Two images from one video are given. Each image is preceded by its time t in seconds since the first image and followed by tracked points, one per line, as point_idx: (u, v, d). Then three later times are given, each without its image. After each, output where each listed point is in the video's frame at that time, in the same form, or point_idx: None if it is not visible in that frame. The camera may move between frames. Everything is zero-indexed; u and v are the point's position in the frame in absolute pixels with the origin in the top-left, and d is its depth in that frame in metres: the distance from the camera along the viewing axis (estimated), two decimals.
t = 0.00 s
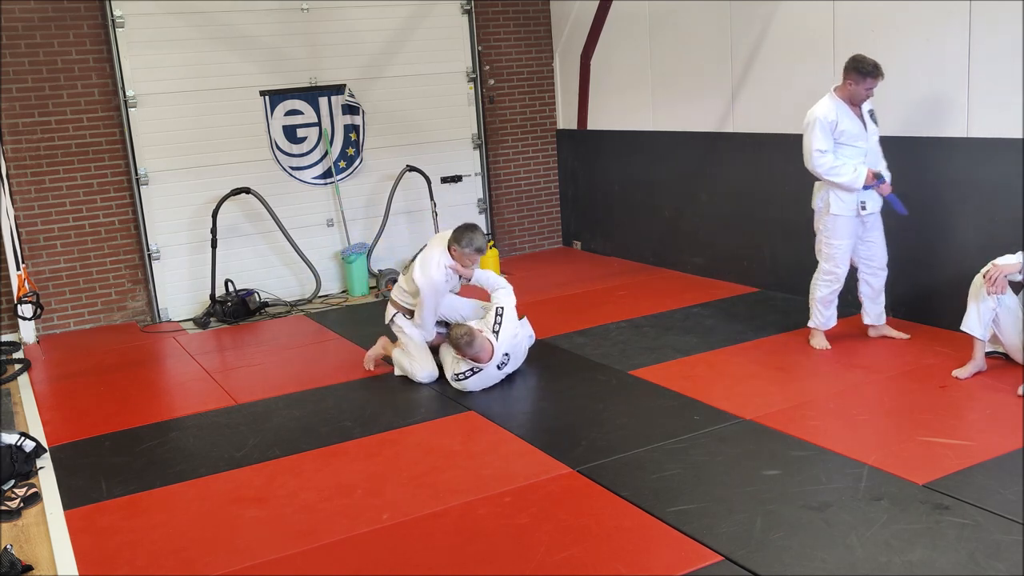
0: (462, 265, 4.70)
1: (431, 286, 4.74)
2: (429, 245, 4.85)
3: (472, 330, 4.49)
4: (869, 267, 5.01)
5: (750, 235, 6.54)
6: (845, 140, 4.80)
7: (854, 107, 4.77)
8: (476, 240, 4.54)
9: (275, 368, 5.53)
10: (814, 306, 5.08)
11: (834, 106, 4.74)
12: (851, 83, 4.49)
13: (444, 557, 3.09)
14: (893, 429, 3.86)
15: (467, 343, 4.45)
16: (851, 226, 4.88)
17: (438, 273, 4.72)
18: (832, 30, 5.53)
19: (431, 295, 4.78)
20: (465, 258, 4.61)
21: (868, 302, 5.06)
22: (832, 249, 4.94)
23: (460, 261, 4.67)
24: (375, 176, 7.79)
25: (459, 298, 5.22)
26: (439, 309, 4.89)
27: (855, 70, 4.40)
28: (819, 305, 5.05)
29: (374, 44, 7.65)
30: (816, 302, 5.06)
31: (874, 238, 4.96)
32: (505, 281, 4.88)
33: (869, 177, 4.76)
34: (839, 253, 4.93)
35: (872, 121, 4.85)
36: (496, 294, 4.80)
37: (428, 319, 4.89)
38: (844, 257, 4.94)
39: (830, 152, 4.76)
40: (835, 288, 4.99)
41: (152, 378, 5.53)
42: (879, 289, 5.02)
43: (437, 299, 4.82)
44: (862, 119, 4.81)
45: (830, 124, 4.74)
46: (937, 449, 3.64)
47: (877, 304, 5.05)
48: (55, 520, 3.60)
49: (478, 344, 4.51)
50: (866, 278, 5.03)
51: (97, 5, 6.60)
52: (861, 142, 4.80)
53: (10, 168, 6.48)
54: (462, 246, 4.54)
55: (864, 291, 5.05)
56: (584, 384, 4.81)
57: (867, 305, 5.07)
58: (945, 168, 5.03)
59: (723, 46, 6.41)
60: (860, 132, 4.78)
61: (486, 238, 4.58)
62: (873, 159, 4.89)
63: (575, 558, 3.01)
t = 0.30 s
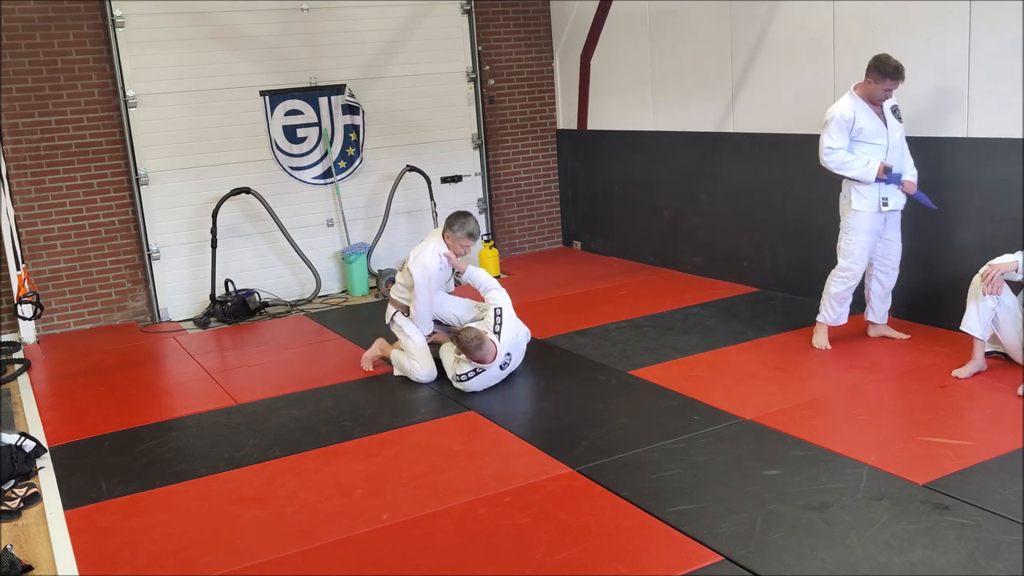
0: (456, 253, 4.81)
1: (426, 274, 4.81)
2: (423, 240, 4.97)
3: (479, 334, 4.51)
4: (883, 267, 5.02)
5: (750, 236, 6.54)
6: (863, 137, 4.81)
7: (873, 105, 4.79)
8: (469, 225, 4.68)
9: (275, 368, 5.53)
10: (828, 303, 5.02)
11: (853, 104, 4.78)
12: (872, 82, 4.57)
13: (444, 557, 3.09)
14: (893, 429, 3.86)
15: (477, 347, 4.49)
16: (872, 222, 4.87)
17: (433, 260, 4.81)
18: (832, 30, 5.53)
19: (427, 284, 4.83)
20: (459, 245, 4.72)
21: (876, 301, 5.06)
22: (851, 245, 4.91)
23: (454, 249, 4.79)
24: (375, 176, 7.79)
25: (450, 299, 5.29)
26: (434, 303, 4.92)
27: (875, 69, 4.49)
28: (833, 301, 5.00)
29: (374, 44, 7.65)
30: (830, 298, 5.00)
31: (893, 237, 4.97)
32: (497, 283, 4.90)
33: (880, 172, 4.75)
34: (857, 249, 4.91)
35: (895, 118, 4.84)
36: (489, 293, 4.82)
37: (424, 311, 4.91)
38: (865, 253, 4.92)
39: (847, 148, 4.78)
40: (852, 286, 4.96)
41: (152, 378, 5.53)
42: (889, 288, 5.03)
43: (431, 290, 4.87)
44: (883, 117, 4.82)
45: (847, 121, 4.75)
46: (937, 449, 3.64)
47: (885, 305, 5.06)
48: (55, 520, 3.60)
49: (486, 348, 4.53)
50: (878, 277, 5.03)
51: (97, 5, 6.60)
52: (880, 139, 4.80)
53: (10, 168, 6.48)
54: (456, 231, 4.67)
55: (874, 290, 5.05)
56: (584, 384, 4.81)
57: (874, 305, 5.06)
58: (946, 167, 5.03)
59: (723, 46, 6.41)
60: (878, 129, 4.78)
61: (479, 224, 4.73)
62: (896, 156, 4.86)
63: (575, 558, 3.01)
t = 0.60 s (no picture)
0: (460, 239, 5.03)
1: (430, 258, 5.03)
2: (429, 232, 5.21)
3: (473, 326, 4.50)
4: (892, 266, 5.01)
5: (750, 235, 6.54)
6: (875, 136, 4.80)
7: (889, 105, 4.76)
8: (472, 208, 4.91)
9: (275, 368, 5.53)
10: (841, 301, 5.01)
11: (867, 103, 4.77)
12: (886, 83, 4.54)
13: (444, 556, 3.09)
14: (893, 429, 3.86)
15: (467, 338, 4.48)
16: (884, 219, 4.85)
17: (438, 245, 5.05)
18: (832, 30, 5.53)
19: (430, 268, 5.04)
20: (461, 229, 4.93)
21: (883, 301, 5.05)
22: (864, 242, 4.90)
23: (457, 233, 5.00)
24: (375, 176, 7.79)
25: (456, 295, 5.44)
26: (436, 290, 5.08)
27: (890, 71, 4.45)
28: (845, 300, 4.99)
29: (374, 44, 7.65)
30: (844, 297, 4.99)
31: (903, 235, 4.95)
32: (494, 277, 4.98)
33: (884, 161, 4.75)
34: (870, 246, 4.89)
35: (910, 118, 4.81)
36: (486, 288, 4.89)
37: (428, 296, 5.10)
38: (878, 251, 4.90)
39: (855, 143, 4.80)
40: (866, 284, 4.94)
41: (152, 378, 5.52)
42: (895, 289, 5.02)
43: (434, 275, 5.07)
44: (898, 116, 4.80)
45: (858, 120, 4.75)
46: (937, 449, 3.64)
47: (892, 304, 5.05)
48: (55, 520, 3.59)
49: (478, 341, 4.54)
50: (885, 277, 5.03)
51: (97, 5, 6.60)
52: (893, 138, 4.78)
53: (10, 168, 6.48)
54: (459, 214, 4.89)
55: (880, 290, 5.04)
56: (584, 383, 4.81)
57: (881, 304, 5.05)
58: (946, 167, 5.03)
59: (723, 47, 6.41)
60: (892, 129, 4.77)
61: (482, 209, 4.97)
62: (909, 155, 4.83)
63: (575, 558, 3.01)
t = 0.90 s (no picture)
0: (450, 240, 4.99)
1: (419, 265, 4.98)
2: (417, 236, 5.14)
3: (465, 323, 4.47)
4: (895, 267, 5.01)
5: (750, 236, 6.54)
6: (883, 135, 4.77)
7: (899, 105, 4.74)
8: (459, 210, 4.86)
9: (275, 368, 5.53)
10: (843, 300, 5.01)
11: (877, 101, 4.75)
12: (897, 83, 4.51)
13: (444, 556, 3.09)
14: (893, 429, 3.86)
15: (460, 334, 4.44)
16: (888, 219, 4.85)
17: (425, 252, 4.99)
18: (832, 31, 5.53)
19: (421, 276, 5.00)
20: (452, 230, 4.91)
21: (885, 302, 5.06)
22: (867, 242, 4.89)
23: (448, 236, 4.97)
24: (375, 176, 7.79)
25: (451, 295, 5.43)
26: (429, 293, 5.06)
27: (901, 70, 4.43)
28: (848, 300, 4.98)
29: (374, 44, 7.65)
30: (846, 297, 4.99)
31: (906, 236, 4.95)
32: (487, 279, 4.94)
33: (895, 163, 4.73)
34: (872, 246, 4.89)
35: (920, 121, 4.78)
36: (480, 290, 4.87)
37: (421, 303, 5.05)
38: (880, 251, 4.90)
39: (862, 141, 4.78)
40: (868, 284, 4.94)
41: (151, 378, 5.52)
42: (898, 289, 5.03)
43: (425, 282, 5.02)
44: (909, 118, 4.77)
45: (866, 117, 4.74)
46: (937, 449, 3.64)
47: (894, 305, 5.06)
48: (55, 520, 3.59)
49: (473, 339, 4.52)
50: (888, 277, 5.03)
51: (97, 5, 6.60)
52: (901, 138, 4.75)
53: (10, 168, 6.48)
54: (446, 216, 4.86)
55: (883, 290, 5.06)
56: (584, 383, 4.81)
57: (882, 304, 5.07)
58: (946, 167, 5.02)
59: (723, 47, 6.41)
60: (900, 129, 4.74)
61: (470, 210, 4.90)
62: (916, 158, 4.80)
63: (575, 558, 3.01)
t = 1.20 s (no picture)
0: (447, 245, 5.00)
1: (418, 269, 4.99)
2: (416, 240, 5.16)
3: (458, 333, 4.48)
4: (896, 269, 5.00)
5: (750, 236, 6.54)
6: (887, 135, 4.75)
7: (903, 105, 4.72)
8: (457, 214, 4.87)
9: (275, 368, 5.53)
10: (841, 300, 5.01)
11: (882, 100, 4.73)
12: (903, 82, 4.52)
13: (443, 557, 3.09)
14: (893, 429, 3.86)
15: (453, 345, 4.46)
16: (886, 219, 4.86)
17: (423, 256, 5.00)
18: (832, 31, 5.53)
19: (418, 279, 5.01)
20: (449, 235, 4.91)
21: (885, 303, 5.06)
22: (864, 241, 4.91)
23: (444, 240, 4.98)
24: (375, 176, 7.79)
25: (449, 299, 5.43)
26: (426, 297, 5.06)
27: (907, 69, 4.44)
28: (846, 299, 4.98)
29: (374, 44, 7.65)
30: (843, 295, 4.99)
31: (906, 237, 4.95)
32: (484, 281, 4.95)
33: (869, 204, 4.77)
34: (870, 245, 4.90)
35: (925, 121, 4.76)
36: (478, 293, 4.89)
37: (418, 307, 5.05)
38: (877, 250, 4.91)
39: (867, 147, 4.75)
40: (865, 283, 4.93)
41: (151, 378, 5.52)
42: (900, 290, 5.01)
43: (422, 285, 5.03)
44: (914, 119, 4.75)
45: (872, 116, 4.72)
46: (937, 449, 3.64)
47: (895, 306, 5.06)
48: (55, 520, 3.59)
49: (467, 345, 4.51)
50: (889, 278, 5.03)
51: (97, 5, 6.60)
52: (905, 140, 4.74)
53: (10, 168, 6.48)
54: (443, 219, 4.87)
55: (885, 291, 5.05)
56: (584, 383, 4.81)
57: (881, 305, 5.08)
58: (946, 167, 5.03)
59: (723, 47, 6.41)
60: (904, 129, 4.72)
61: (467, 215, 4.92)
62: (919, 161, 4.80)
63: (575, 558, 3.01)
